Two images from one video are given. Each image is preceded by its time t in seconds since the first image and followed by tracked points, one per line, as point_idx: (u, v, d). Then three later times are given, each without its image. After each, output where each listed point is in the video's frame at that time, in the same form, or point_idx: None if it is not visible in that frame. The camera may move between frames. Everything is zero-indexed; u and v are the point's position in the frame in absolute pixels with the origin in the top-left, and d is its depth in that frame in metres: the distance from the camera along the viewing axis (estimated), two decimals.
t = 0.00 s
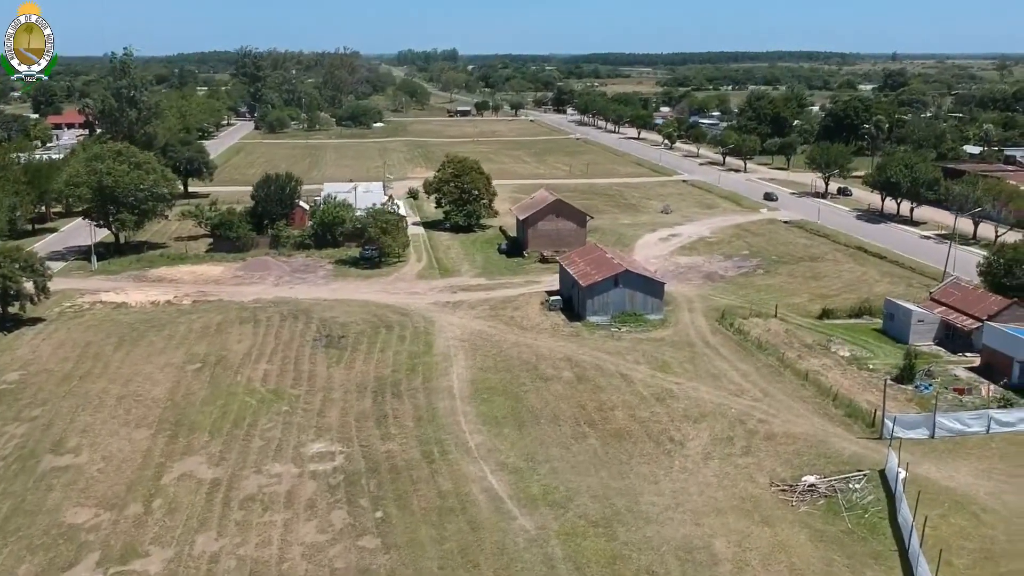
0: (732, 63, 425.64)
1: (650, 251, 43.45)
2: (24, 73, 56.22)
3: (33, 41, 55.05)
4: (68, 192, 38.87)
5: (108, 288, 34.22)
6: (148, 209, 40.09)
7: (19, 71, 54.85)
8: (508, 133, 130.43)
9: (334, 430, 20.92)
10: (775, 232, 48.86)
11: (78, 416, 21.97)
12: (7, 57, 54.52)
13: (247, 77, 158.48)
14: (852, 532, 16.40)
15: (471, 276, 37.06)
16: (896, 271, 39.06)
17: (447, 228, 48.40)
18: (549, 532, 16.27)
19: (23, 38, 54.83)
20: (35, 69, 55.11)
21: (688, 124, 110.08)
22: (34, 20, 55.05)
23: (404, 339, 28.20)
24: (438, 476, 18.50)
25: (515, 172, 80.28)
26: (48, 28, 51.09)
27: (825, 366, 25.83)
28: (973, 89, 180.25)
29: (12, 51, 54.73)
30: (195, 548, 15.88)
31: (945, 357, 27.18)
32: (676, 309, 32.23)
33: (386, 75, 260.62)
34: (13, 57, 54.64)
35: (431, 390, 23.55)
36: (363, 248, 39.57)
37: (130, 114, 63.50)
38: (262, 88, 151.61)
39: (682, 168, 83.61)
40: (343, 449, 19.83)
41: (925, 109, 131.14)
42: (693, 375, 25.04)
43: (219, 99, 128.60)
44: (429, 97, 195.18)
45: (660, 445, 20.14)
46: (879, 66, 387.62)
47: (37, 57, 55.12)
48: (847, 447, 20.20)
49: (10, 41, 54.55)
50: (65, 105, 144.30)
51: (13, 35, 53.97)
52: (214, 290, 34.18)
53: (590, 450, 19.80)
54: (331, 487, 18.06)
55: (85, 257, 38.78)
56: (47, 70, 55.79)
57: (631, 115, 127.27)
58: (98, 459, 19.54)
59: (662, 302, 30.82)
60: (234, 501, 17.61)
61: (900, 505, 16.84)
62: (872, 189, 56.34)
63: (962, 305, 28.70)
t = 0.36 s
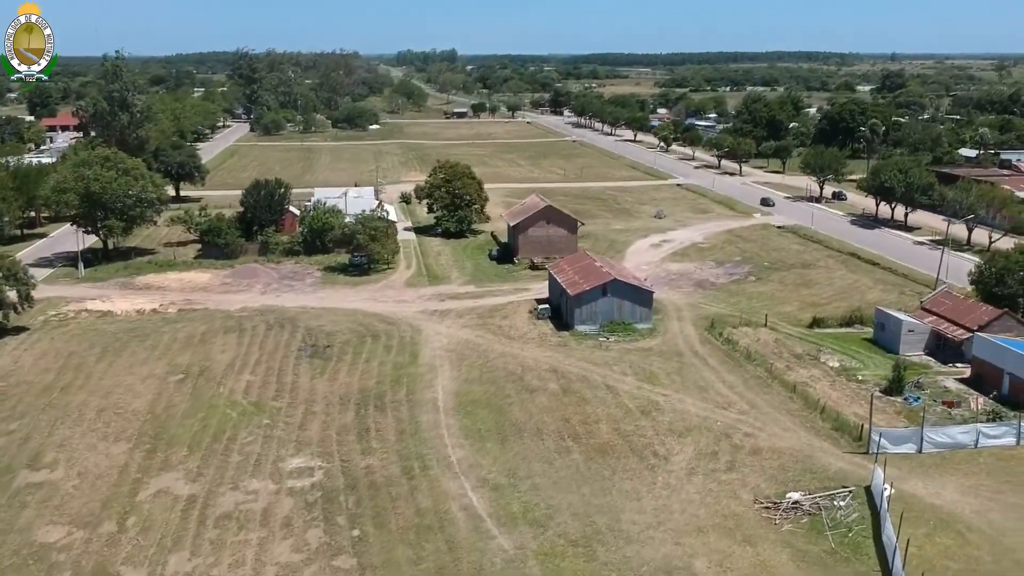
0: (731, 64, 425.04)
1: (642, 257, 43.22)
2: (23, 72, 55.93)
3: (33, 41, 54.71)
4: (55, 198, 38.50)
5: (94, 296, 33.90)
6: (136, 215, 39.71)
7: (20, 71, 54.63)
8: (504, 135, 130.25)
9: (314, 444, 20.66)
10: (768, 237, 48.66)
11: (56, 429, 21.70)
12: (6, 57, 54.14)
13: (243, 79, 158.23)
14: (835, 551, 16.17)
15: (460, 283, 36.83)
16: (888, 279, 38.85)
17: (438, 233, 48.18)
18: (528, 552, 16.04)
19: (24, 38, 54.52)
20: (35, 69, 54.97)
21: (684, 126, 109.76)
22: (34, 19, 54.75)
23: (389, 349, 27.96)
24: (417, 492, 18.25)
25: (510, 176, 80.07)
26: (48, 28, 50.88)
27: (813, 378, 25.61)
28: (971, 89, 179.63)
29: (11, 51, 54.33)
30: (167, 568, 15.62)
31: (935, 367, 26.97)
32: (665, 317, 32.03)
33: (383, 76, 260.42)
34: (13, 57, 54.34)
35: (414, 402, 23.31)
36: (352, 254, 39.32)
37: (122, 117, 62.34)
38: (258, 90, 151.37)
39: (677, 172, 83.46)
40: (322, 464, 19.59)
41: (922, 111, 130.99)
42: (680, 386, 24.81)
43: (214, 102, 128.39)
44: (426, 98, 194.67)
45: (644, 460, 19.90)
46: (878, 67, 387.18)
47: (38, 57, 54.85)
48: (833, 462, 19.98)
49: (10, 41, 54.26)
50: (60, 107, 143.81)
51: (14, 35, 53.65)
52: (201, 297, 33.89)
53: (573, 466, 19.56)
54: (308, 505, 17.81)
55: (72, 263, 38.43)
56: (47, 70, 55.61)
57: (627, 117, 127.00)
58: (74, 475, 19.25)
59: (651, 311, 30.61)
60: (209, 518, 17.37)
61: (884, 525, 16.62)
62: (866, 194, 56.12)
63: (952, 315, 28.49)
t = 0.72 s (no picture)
0: (729, 65, 424.91)
1: (633, 264, 42.96)
2: (23, 73, 55.55)
3: (33, 41, 54.20)
4: (41, 205, 38.12)
5: (78, 303, 33.56)
6: (123, 222, 39.36)
7: (19, 71, 54.21)
8: (500, 138, 130.06)
9: (293, 460, 20.38)
10: (760, 244, 48.42)
11: (31, 443, 21.39)
12: (6, 57, 53.75)
13: (239, 81, 157.85)
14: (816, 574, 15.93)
15: (448, 291, 36.57)
16: (880, 286, 38.63)
17: (429, 240, 47.89)
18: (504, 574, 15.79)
19: (23, 38, 54.07)
20: (35, 69, 54.53)
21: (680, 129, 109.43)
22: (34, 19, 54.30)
23: (374, 359, 27.70)
24: (394, 511, 18.00)
25: (504, 179, 79.81)
26: (48, 28, 50.50)
27: (801, 390, 25.36)
28: (969, 91, 179.27)
29: (10, 51, 53.92)
30: None
31: (924, 379, 26.73)
32: (653, 327, 31.80)
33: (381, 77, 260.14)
34: (13, 57, 53.89)
35: (396, 415, 23.04)
36: (340, 262, 39.06)
37: (114, 122, 61.59)
38: (254, 92, 151.05)
39: (671, 175, 83.24)
40: (299, 481, 19.33)
41: (919, 113, 130.70)
42: (666, 399, 24.56)
43: (209, 105, 128.04)
44: (423, 100, 194.16)
45: (626, 477, 19.64)
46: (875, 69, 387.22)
47: (37, 57, 54.37)
48: (817, 479, 19.74)
49: (10, 41, 53.79)
50: (55, 109, 143.34)
51: (13, 36, 53.23)
52: (187, 306, 33.59)
53: (553, 482, 19.31)
54: (283, 524, 17.56)
55: (58, 271, 38.04)
56: (47, 69, 55.12)
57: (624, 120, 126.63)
58: (47, 492, 18.93)
59: (639, 321, 30.40)
60: (183, 538, 17.10)
61: (866, 546, 16.38)
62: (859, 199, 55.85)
63: (943, 326, 28.26)
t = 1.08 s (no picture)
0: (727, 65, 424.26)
1: (623, 271, 42.74)
2: (24, 73, 55.03)
3: (33, 41, 53.54)
4: (27, 212, 37.75)
5: (62, 311, 33.14)
6: (110, 229, 38.97)
7: (20, 72, 53.80)
8: (495, 140, 129.94)
9: (270, 477, 20.08)
10: (752, 250, 48.22)
11: (5, 457, 21.01)
12: (6, 57, 53.36)
13: (235, 82, 157.57)
14: None
15: (436, 299, 36.31)
16: (871, 294, 38.44)
17: (419, 246, 47.66)
18: None
19: (24, 38, 53.48)
20: (35, 69, 53.99)
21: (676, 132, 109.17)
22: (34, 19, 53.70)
23: (358, 370, 27.44)
24: (370, 530, 17.74)
25: (498, 183, 79.59)
26: (48, 28, 50.16)
27: (788, 403, 25.11)
28: (966, 93, 179.03)
29: (12, 51, 53.44)
30: None
31: (913, 391, 26.53)
32: (641, 337, 31.57)
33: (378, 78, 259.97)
34: (13, 58, 53.49)
35: (377, 429, 22.77)
36: (328, 269, 38.80)
37: (105, 126, 60.65)
38: (250, 93, 150.79)
39: (666, 179, 83.06)
40: (276, 499, 19.04)
41: (915, 116, 130.58)
42: (651, 413, 24.34)
43: (204, 108, 127.77)
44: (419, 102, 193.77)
45: (607, 494, 19.39)
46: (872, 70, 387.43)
47: (38, 57, 53.78)
48: (801, 497, 19.47)
49: (10, 41, 53.16)
50: (50, 111, 143.03)
51: (13, 35, 52.75)
52: (172, 314, 33.24)
53: (533, 500, 19.07)
54: (257, 544, 17.29)
55: (43, 278, 37.61)
56: (48, 70, 54.55)
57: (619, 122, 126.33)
58: (18, 508, 18.55)
59: (626, 331, 30.17)
60: (154, 558, 16.80)
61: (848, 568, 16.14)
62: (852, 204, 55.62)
63: (932, 337, 28.05)
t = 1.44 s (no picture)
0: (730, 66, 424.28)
1: (618, 279, 42.48)
2: (25, 74, 54.64)
3: (33, 41, 53.22)
4: (17, 219, 37.48)
5: (51, 318, 32.82)
6: (100, 236, 38.65)
7: (19, 72, 53.52)
8: (495, 143, 129.76)
9: (252, 493, 19.80)
10: (749, 257, 47.94)
11: None
12: (6, 57, 53.17)
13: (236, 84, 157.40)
14: None
15: (428, 308, 36.08)
16: (867, 303, 38.15)
17: (413, 252, 47.43)
18: None
19: (23, 38, 53.15)
20: (36, 70, 53.58)
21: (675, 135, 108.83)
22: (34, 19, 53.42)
23: (346, 382, 27.19)
24: (350, 551, 17.49)
25: (496, 187, 79.34)
26: (49, 28, 49.99)
27: (778, 417, 24.84)
28: (968, 95, 178.43)
29: (11, 51, 53.20)
30: None
31: (906, 405, 26.25)
32: (633, 348, 31.31)
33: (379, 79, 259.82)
34: (13, 58, 53.29)
35: (361, 444, 22.52)
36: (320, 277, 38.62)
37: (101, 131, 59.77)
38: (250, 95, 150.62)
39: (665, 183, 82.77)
40: (256, 516, 18.76)
41: (917, 118, 130.12)
42: (640, 427, 24.07)
43: (204, 110, 127.58)
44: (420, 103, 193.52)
45: (592, 513, 19.13)
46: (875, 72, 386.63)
47: (38, 57, 53.46)
48: (790, 516, 19.18)
49: (10, 41, 52.85)
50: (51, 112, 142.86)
51: (13, 35, 52.51)
52: (162, 322, 32.96)
53: (517, 519, 18.82)
54: (235, 564, 17.02)
55: (34, 285, 37.33)
56: (48, 70, 54.21)
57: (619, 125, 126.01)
58: None
59: (618, 341, 29.92)
60: None
61: None
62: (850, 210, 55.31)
63: (926, 349, 27.75)
